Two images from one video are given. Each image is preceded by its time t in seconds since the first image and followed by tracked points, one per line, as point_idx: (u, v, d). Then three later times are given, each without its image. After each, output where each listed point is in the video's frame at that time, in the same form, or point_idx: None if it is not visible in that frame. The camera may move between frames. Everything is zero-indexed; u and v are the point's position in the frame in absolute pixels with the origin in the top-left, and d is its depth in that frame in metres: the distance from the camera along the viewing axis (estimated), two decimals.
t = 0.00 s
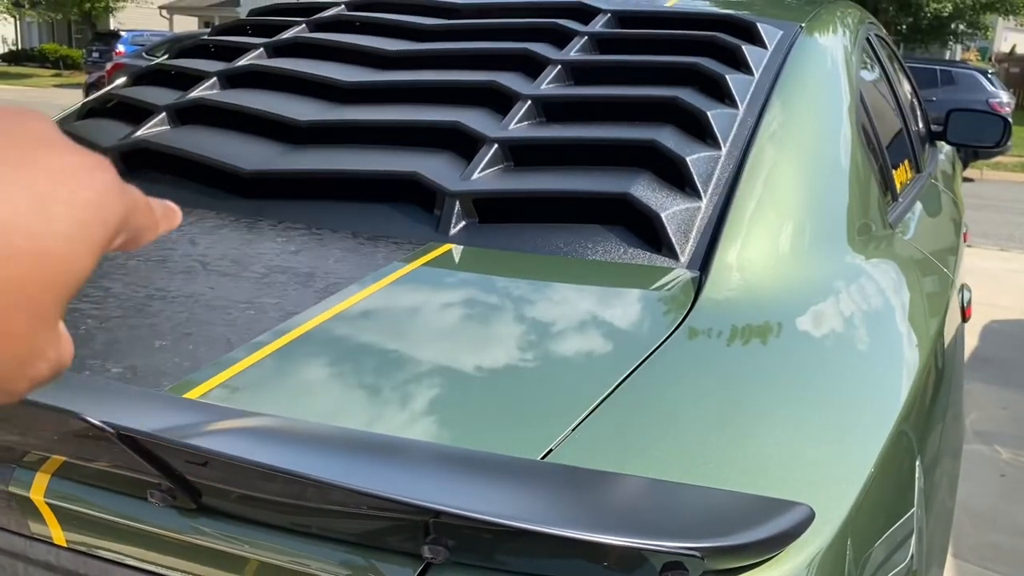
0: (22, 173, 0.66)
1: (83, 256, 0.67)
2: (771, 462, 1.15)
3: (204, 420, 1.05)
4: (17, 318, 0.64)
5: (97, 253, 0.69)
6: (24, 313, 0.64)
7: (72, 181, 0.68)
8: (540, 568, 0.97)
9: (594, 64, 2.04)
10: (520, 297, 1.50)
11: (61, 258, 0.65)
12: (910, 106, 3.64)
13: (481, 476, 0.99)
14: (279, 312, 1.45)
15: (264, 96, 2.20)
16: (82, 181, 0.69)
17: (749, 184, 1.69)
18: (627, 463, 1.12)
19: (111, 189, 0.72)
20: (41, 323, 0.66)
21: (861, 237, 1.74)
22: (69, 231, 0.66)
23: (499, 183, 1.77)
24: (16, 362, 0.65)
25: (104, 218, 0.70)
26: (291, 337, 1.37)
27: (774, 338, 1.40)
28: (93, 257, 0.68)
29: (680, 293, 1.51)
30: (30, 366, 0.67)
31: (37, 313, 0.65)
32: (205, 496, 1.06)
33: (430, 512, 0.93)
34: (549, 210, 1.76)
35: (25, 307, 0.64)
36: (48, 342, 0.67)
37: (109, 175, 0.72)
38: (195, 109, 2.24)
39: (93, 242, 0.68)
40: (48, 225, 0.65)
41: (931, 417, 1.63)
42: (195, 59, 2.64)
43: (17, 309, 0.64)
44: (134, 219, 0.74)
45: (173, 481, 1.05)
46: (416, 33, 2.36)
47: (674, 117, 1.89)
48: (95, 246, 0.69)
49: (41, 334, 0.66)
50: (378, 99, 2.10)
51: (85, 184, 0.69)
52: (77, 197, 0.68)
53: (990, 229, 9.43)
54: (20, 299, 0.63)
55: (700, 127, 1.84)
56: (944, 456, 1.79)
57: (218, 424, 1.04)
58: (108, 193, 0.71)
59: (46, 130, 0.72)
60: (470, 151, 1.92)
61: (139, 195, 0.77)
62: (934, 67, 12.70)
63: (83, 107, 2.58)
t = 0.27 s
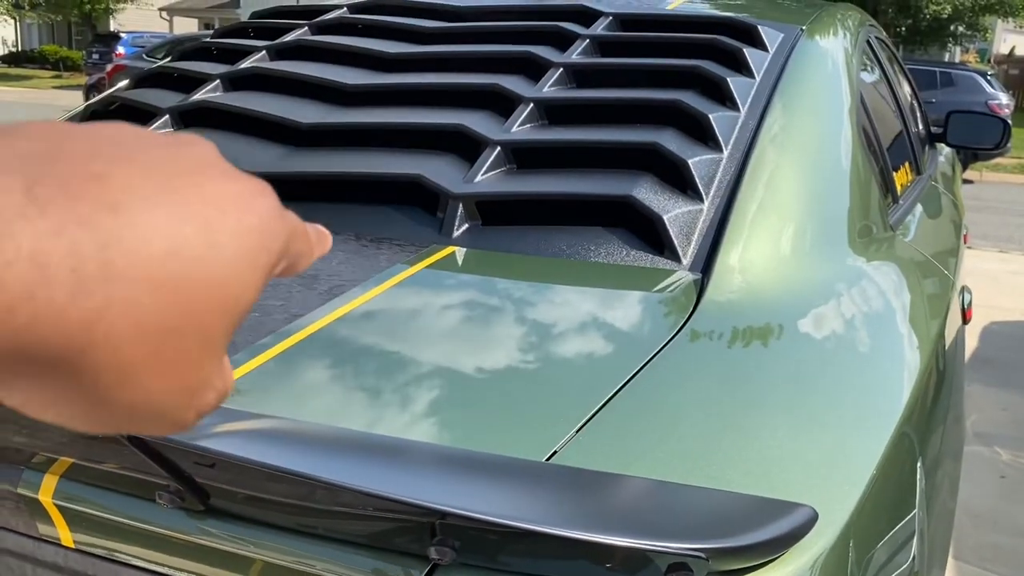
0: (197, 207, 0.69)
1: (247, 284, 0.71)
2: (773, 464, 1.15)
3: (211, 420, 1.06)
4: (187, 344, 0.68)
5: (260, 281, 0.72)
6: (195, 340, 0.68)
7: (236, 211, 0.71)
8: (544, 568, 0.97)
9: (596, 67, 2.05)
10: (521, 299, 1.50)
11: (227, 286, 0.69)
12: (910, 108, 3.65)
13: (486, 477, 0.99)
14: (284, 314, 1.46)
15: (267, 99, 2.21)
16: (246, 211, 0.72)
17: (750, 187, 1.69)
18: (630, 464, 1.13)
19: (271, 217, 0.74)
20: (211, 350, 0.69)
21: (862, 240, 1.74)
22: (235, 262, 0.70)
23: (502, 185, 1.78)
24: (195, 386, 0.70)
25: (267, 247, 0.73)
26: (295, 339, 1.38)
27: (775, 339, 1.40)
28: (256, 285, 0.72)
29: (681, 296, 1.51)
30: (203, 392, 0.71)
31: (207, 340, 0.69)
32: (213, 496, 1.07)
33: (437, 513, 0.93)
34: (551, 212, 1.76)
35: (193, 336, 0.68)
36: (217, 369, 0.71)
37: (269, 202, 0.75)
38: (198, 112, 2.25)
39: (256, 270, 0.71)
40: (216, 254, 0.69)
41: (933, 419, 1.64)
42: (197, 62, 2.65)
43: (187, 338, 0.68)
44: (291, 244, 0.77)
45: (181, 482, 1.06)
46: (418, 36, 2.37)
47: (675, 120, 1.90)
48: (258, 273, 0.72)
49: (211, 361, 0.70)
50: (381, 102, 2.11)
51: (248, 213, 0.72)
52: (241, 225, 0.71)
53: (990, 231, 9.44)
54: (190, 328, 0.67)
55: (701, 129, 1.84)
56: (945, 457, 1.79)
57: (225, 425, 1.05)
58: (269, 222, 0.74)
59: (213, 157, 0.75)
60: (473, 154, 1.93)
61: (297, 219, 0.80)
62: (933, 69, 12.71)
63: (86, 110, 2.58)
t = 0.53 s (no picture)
0: (273, 220, 0.75)
1: (320, 295, 0.76)
2: (773, 465, 1.16)
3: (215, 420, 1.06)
4: (263, 353, 0.73)
5: (333, 292, 0.78)
6: (272, 348, 0.74)
7: (312, 225, 0.77)
8: (547, 568, 0.97)
9: (597, 69, 2.06)
10: (522, 299, 1.51)
11: (300, 297, 0.75)
12: (911, 109, 3.65)
13: (491, 478, 1.00)
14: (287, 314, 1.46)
15: (269, 100, 2.22)
16: (322, 224, 0.77)
17: (751, 189, 1.70)
18: (632, 465, 1.13)
19: (346, 230, 0.80)
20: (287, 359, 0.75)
21: (863, 241, 1.75)
22: (310, 272, 0.75)
23: (504, 186, 1.79)
24: (271, 398, 0.75)
25: (340, 259, 0.78)
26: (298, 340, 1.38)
27: (776, 341, 1.41)
28: (330, 296, 0.78)
29: (683, 297, 1.51)
30: (279, 405, 0.76)
31: (283, 348, 0.74)
32: (218, 496, 1.07)
33: (442, 513, 0.94)
34: (553, 213, 1.77)
35: (267, 345, 0.73)
36: (295, 380, 0.77)
37: (343, 215, 0.81)
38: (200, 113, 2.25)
39: (330, 280, 0.77)
40: (292, 266, 0.74)
41: (933, 420, 1.64)
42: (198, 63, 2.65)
43: (264, 347, 0.73)
44: (365, 256, 0.82)
45: (186, 483, 1.06)
46: (420, 37, 2.38)
47: (677, 121, 1.90)
48: (330, 286, 0.77)
49: (286, 373, 0.76)
50: (383, 103, 2.11)
51: (322, 226, 0.77)
52: (316, 237, 0.76)
53: (989, 232, 9.44)
54: (265, 337, 0.73)
55: (703, 131, 1.85)
56: (946, 458, 1.80)
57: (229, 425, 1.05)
58: (344, 235, 0.79)
59: (294, 173, 0.81)
60: (474, 155, 1.93)
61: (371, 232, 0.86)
62: (933, 70, 12.72)
63: (88, 110, 2.59)
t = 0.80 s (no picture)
0: (132, 204, 0.68)
1: (184, 283, 0.70)
2: (775, 465, 1.16)
3: (219, 421, 1.05)
4: (121, 340, 0.66)
5: (198, 279, 0.72)
6: (132, 334, 0.67)
7: (174, 210, 0.71)
8: (550, 568, 0.97)
9: (599, 69, 2.05)
10: (521, 300, 1.50)
11: (166, 285, 0.68)
12: (911, 109, 3.65)
13: (493, 478, 0.99)
14: (289, 315, 1.46)
15: (270, 100, 2.21)
16: (185, 210, 0.71)
17: (753, 189, 1.69)
18: (634, 465, 1.13)
19: (211, 219, 0.74)
20: (149, 345, 0.69)
21: (864, 242, 1.75)
22: (173, 260, 0.69)
23: (506, 186, 1.78)
24: (128, 383, 0.69)
25: (206, 247, 0.72)
26: (300, 341, 1.38)
27: (777, 342, 1.40)
28: (194, 283, 0.71)
29: (684, 298, 1.51)
30: (141, 387, 0.70)
31: (144, 334, 0.68)
32: (222, 496, 1.07)
33: (446, 513, 0.93)
34: (555, 214, 1.77)
35: (129, 332, 0.67)
36: (156, 363, 0.71)
37: (208, 203, 0.75)
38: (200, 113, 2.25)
39: (194, 269, 0.71)
40: (153, 254, 0.68)
41: (936, 421, 1.64)
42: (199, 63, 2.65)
43: (126, 333, 0.67)
44: (228, 246, 0.77)
45: (190, 483, 1.06)
46: (421, 37, 2.37)
47: (679, 122, 1.90)
48: (195, 273, 0.71)
49: (146, 358, 0.69)
50: (384, 103, 2.11)
51: (186, 214, 0.71)
52: (178, 225, 0.70)
53: (988, 233, 9.45)
54: (126, 324, 0.66)
55: (705, 131, 1.85)
56: (948, 459, 1.80)
57: (233, 426, 1.05)
58: (209, 223, 0.73)
59: (155, 161, 0.75)
60: (476, 155, 1.93)
61: (233, 221, 0.80)
62: (932, 71, 12.73)
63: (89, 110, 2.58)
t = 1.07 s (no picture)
0: (109, 205, 0.68)
1: (160, 287, 0.70)
2: (779, 466, 1.16)
3: (232, 421, 1.05)
4: (99, 344, 0.66)
5: (176, 282, 0.72)
6: (110, 337, 0.67)
7: (149, 212, 0.70)
8: (559, 568, 0.97)
9: (604, 70, 2.06)
10: (522, 301, 1.50)
11: (143, 288, 0.68)
12: (911, 111, 3.66)
13: (504, 477, 0.99)
14: (298, 315, 1.46)
15: (275, 100, 2.21)
16: (160, 213, 0.71)
17: (758, 191, 1.70)
18: (641, 466, 1.13)
19: (188, 221, 0.74)
20: (128, 348, 0.68)
21: (869, 243, 1.75)
22: (148, 262, 0.69)
23: (512, 187, 1.79)
24: (112, 386, 0.69)
25: (182, 250, 0.72)
26: (309, 341, 1.38)
27: (779, 344, 1.40)
28: (172, 285, 0.71)
29: (687, 298, 1.51)
30: (125, 391, 0.70)
31: (122, 338, 0.68)
32: (237, 496, 1.07)
33: (459, 512, 0.93)
34: (562, 215, 1.77)
35: (106, 336, 0.66)
36: (140, 366, 0.71)
37: (184, 205, 0.74)
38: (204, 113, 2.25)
39: (170, 273, 0.71)
40: (130, 256, 0.68)
41: (941, 422, 1.64)
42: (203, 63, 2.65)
43: (103, 337, 0.66)
44: (207, 247, 0.77)
45: (206, 482, 1.06)
46: (425, 37, 2.38)
47: (684, 122, 1.90)
48: (174, 275, 0.71)
49: (128, 362, 0.69)
50: (389, 103, 2.12)
51: (162, 216, 0.71)
52: (152, 227, 0.70)
53: (986, 234, 9.46)
54: (103, 329, 0.66)
55: (710, 132, 1.85)
56: (953, 460, 1.80)
57: (246, 426, 1.05)
58: (184, 225, 0.73)
59: (131, 158, 0.75)
60: (482, 156, 1.93)
61: (212, 220, 0.80)
62: (930, 72, 12.75)
63: (93, 110, 2.59)
